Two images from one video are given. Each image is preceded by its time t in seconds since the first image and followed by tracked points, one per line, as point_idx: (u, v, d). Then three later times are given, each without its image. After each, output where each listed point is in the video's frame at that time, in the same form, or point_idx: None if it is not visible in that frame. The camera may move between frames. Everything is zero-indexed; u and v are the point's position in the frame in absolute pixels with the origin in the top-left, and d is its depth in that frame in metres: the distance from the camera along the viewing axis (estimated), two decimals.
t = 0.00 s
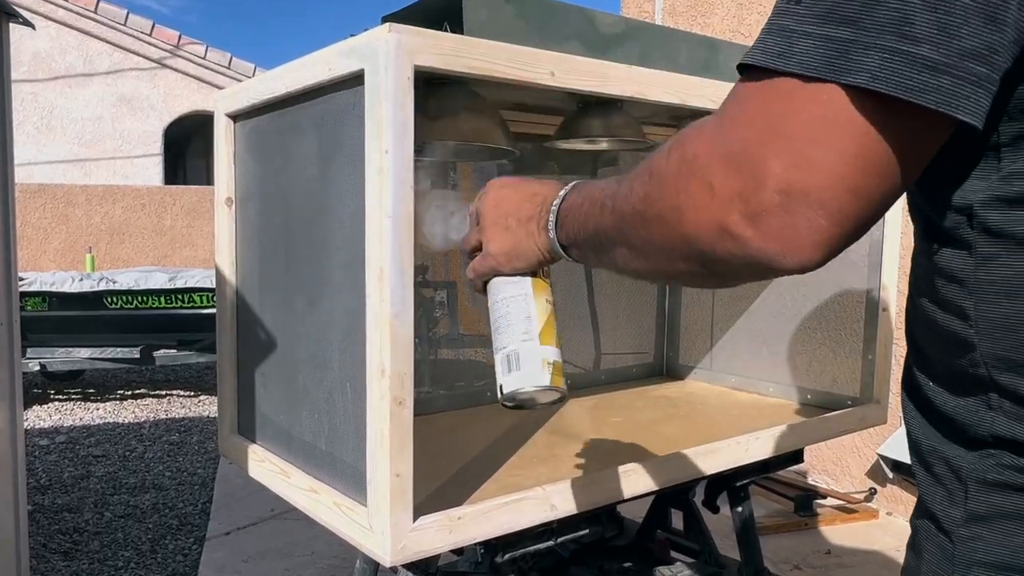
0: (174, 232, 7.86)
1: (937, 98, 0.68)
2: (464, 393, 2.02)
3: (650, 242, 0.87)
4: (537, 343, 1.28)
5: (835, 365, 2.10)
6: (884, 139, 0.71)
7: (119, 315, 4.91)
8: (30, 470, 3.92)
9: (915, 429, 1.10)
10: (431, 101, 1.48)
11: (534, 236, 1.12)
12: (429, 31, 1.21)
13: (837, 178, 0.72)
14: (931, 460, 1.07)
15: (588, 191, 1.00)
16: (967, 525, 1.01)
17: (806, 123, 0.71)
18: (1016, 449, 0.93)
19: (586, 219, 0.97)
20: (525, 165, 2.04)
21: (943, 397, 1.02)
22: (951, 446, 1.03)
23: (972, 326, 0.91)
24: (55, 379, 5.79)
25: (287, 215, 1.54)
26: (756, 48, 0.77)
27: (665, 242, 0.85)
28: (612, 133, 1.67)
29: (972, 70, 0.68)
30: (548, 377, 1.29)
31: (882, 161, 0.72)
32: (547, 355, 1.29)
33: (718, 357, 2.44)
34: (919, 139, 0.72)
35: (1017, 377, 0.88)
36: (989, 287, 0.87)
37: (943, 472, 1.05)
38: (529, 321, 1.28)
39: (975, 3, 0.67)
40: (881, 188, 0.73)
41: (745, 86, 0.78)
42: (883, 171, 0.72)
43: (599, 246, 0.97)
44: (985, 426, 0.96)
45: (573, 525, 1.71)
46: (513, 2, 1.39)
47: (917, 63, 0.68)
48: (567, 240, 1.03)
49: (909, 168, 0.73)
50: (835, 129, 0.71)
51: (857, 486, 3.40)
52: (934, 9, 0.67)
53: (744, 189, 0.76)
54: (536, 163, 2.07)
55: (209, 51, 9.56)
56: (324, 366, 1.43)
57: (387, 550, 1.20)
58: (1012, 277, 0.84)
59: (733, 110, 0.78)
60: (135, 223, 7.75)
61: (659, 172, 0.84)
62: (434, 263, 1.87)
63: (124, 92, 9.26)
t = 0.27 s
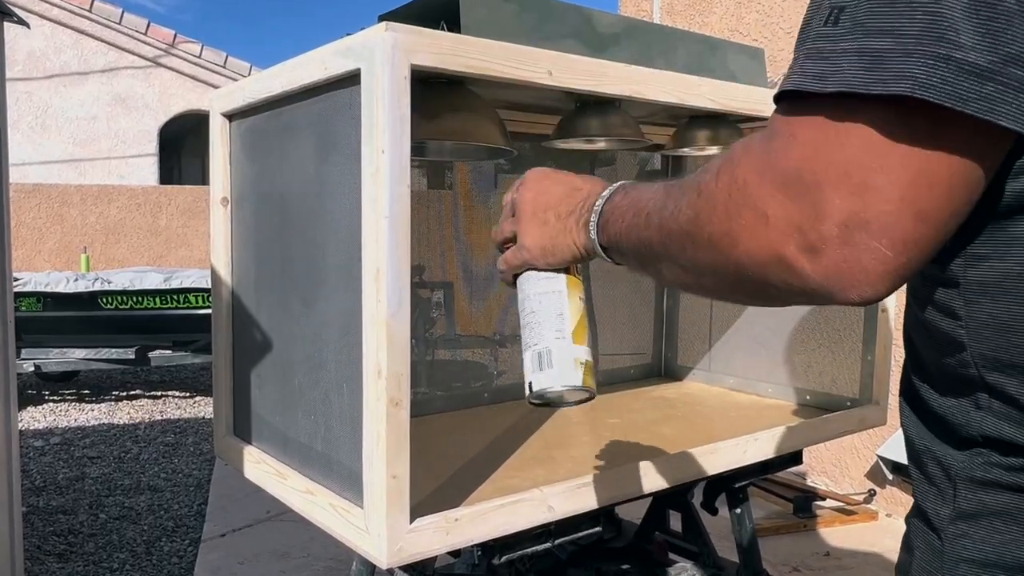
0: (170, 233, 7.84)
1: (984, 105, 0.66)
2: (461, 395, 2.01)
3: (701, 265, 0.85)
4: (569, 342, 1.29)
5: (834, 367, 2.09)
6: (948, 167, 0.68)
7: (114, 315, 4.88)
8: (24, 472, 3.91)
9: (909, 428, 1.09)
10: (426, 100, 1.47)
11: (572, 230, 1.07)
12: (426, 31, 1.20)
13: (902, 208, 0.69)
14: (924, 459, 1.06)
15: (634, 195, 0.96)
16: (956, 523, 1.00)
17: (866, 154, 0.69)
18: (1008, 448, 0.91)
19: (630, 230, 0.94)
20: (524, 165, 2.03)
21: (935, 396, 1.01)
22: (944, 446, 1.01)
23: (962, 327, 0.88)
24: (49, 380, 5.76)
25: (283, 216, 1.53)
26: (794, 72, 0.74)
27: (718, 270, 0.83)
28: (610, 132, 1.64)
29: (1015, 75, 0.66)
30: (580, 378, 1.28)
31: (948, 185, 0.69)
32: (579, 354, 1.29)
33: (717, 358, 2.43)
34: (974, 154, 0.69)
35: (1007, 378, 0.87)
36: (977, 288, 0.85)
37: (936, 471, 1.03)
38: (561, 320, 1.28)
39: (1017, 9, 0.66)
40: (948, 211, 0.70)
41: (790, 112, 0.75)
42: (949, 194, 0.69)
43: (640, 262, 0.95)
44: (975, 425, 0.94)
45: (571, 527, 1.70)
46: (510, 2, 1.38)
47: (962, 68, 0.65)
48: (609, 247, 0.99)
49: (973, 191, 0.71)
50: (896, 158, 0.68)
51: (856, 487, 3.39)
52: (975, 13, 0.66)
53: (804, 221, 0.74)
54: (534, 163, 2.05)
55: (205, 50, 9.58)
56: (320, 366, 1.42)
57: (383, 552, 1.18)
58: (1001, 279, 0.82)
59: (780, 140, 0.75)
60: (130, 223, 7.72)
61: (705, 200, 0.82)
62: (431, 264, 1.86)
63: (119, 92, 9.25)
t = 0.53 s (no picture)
0: (164, 233, 7.81)
1: (926, 107, 0.66)
2: (456, 396, 1.99)
3: (661, 266, 0.85)
4: (552, 387, 1.24)
5: (833, 368, 2.08)
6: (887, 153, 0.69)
7: (109, 316, 4.86)
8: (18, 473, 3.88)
9: (914, 429, 1.08)
10: (422, 99, 1.45)
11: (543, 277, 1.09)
12: (421, 29, 1.18)
13: (845, 190, 0.70)
14: (930, 460, 1.05)
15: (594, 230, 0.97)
16: (964, 525, 0.99)
17: (808, 139, 0.70)
18: (1017, 450, 0.90)
19: (597, 255, 0.94)
20: (520, 165, 2.02)
21: (941, 398, 1.00)
22: (950, 446, 1.00)
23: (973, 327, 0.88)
24: (43, 381, 5.73)
25: (277, 215, 1.51)
26: (759, 60, 0.74)
27: (678, 265, 0.83)
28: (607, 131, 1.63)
29: (959, 80, 0.66)
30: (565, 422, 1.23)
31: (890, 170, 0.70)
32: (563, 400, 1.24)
33: (715, 359, 2.42)
34: (923, 148, 0.69)
35: (1015, 381, 0.86)
36: (984, 291, 0.84)
37: (942, 472, 1.02)
38: (541, 365, 1.24)
39: (965, 13, 0.65)
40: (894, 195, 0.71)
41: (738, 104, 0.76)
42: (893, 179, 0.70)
43: (607, 279, 0.94)
44: (982, 427, 0.94)
45: (568, 528, 1.69)
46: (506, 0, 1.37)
47: (903, 73, 0.65)
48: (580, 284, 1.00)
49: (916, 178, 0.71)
50: (840, 144, 0.69)
51: (856, 489, 3.38)
52: (923, 19, 0.65)
53: (750, 206, 0.74)
54: (531, 162, 2.04)
55: (200, 49, 9.55)
56: (316, 367, 1.41)
57: (379, 554, 1.17)
58: (1010, 281, 0.82)
59: (732, 130, 0.76)
60: (124, 223, 7.69)
61: (664, 195, 0.82)
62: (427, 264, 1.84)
63: (113, 91, 9.22)
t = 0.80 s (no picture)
0: (160, 232, 7.79)
1: (954, 118, 0.65)
2: (453, 397, 1.98)
3: (690, 251, 0.85)
4: (559, 305, 1.29)
5: (833, 369, 2.08)
6: (927, 173, 0.68)
7: (104, 316, 4.84)
8: (12, 475, 3.87)
9: (918, 430, 1.07)
10: (420, 98, 1.44)
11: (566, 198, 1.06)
12: (419, 28, 1.17)
13: (880, 212, 0.69)
14: (935, 460, 1.04)
15: (626, 168, 0.95)
16: (967, 525, 0.98)
17: (845, 162, 0.69)
18: (1019, 450, 0.89)
19: (623, 204, 0.93)
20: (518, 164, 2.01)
21: (944, 398, 0.99)
22: (953, 447, 0.99)
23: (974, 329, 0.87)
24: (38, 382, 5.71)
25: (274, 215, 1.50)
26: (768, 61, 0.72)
27: (707, 261, 0.83)
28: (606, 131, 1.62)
29: (987, 87, 0.65)
30: (568, 342, 1.30)
31: (929, 193, 0.68)
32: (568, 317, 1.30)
33: (714, 360, 2.41)
34: (950, 159, 0.68)
35: (1016, 381, 0.85)
36: (983, 292, 0.83)
37: (946, 473, 1.01)
38: (552, 285, 1.28)
39: (992, 21, 0.64)
40: (932, 217, 0.70)
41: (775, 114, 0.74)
42: (931, 197, 0.69)
43: (632, 236, 0.94)
44: (985, 427, 0.93)
45: (566, 530, 1.68)
46: None
47: (931, 82, 0.64)
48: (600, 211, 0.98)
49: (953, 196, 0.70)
50: (875, 163, 0.68)
51: (855, 491, 3.37)
52: (948, 26, 0.64)
53: (786, 224, 0.74)
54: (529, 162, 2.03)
55: (195, 47, 9.51)
56: (312, 367, 1.39)
57: (376, 556, 1.16)
58: (1008, 282, 0.81)
59: (766, 136, 0.74)
60: (119, 223, 7.66)
61: (695, 192, 0.82)
62: (424, 265, 1.83)
63: (108, 90, 9.20)
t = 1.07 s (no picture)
0: (155, 232, 7.76)
1: (928, 110, 0.64)
2: (450, 398, 1.97)
3: (678, 279, 0.83)
4: (575, 415, 1.22)
5: (832, 370, 2.07)
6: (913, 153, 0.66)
7: (99, 317, 4.82)
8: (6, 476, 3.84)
9: (918, 428, 1.06)
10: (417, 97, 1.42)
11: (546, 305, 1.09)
12: (414, 26, 1.16)
13: (868, 197, 0.67)
14: (930, 458, 1.03)
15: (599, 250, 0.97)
16: (960, 524, 0.97)
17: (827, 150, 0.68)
18: (1013, 450, 0.89)
19: (604, 284, 0.95)
20: (515, 164, 1.99)
21: (942, 397, 0.98)
22: (948, 445, 0.99)
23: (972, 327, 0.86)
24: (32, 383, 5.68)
25: (269, 215, 1.49)
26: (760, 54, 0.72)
27: (696, 282, 0.81)
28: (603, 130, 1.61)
29: (963, 81, 0.64)
30: (595, 449, 1.22)
31: (914, 181, 0.67)
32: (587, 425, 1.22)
33: (712, 361, 2.40)
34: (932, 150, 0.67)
35: (1011, 380, 0.84)
36: (985, 292, 0.82)
37: (940, 472, 1.01)
38: (559, 396, 1.22)
39: (968, 14, 0.63)
40: (919, 205, 0.69)
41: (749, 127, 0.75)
42: (918, 186, 0.68)
43: (618, 302, 0.94)
44: (980, 426, 0.92)
45: (564, 532, 1.67)
46: None
47: (907, 74, 0.64)
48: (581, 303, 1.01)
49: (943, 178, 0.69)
50: (860, 155, 0.67)
51: (855, 493, 3.37)
52: (925, 19, 0.63)
53: (773, 218, 0.72)
54: (526, 162, 2.02)
55: (190, 46, 9.50)
56: (308, 367, 1.38)
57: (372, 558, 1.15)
58: (1008, 279, 0.80)
59: (740, 148, 0.75)
60: (114, 223, 7.64)
61: (676, 212, 0.81)
62: (422, 266, 1.82)
63: (103, 89, 9.17)
